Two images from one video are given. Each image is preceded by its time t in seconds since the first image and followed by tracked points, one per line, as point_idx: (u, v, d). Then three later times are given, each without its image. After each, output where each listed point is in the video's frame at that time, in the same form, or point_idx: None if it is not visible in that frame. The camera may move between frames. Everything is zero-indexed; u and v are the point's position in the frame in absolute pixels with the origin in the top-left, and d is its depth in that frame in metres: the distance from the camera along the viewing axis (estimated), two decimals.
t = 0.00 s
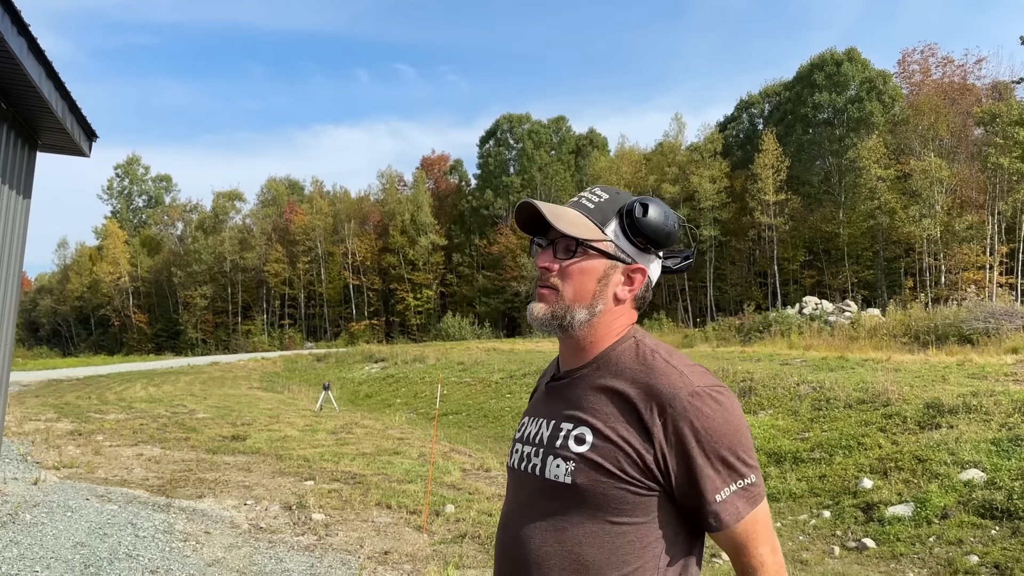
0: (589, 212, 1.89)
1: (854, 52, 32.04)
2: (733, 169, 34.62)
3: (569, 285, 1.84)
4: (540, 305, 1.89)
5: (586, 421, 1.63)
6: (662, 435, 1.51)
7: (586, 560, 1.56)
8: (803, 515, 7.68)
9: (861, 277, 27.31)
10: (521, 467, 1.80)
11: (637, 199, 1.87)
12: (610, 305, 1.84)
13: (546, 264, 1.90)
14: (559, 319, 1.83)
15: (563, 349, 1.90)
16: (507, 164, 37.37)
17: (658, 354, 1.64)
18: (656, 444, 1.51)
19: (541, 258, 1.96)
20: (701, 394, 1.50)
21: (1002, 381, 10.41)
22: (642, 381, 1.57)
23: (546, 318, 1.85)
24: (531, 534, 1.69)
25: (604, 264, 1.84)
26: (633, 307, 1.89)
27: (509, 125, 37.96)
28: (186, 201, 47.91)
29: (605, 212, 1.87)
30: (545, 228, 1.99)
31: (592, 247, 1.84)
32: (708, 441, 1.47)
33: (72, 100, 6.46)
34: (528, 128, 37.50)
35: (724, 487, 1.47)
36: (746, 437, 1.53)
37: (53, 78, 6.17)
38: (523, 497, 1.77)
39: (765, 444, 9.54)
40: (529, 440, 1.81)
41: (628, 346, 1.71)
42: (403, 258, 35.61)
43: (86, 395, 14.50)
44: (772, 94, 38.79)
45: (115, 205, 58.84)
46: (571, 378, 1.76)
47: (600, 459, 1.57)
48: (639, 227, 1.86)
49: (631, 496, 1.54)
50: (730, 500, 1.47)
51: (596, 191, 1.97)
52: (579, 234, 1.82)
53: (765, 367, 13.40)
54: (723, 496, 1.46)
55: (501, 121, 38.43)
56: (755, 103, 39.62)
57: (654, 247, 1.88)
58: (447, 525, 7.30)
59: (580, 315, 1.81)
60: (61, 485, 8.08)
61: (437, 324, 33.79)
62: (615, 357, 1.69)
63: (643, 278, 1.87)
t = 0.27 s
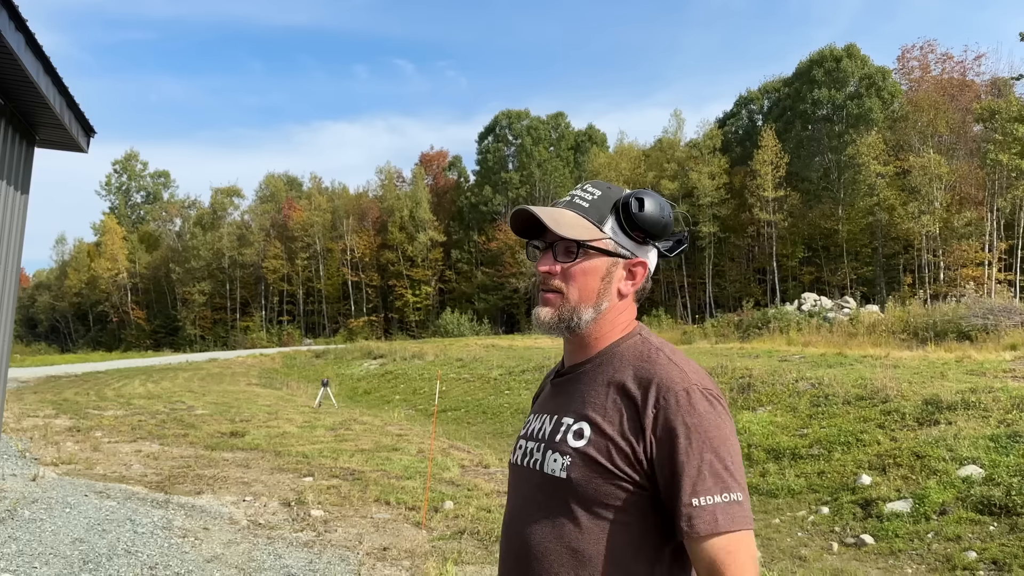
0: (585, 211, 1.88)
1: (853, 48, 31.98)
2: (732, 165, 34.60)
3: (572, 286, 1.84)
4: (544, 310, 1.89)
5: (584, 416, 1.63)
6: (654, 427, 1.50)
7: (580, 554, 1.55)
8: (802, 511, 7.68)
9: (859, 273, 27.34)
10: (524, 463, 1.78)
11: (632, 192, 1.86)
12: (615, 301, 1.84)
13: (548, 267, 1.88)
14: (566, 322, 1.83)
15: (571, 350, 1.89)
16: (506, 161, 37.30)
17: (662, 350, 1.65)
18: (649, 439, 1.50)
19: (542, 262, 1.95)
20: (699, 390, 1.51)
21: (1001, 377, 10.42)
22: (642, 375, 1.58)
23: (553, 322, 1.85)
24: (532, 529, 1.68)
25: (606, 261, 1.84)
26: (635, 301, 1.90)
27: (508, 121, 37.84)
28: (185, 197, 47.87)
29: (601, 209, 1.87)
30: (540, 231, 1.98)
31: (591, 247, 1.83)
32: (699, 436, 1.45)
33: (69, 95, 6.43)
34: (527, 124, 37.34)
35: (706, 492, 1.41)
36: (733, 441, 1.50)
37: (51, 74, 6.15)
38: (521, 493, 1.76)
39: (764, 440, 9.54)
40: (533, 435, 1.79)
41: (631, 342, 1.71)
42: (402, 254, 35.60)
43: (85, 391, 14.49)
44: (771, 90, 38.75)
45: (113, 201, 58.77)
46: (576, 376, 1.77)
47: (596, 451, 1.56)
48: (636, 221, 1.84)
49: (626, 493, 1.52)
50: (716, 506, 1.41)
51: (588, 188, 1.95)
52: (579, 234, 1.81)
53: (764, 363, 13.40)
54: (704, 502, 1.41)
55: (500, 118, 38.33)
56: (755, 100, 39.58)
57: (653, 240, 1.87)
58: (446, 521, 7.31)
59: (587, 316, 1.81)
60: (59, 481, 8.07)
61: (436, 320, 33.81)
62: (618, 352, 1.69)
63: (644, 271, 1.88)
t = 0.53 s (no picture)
0: (604, 210, 1.93)
1: (852, 44, 31.91)
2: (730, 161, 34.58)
3: (596, 286, 1.90)
4: (568, 309, 1.96)
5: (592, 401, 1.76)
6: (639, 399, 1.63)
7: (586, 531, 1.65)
8: (799, 506, 7.70)
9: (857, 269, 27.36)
10: (536, 452, 1.89)
11: (651, 189, 1.90)
12: (637, 297, 1.92)
13: (571, 267, 1.94)
14: (590, 320, 1.90)
15: (592, 346, 1.97)
16: (504, 157, 37.23)
17: (674, 340, 1.81)
18: (629, 407, 1.62)
19: (562, 261, 2.00)
20: (689, 369, 1.66)
21: (998, 373, 10.43)
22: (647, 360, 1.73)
23: (577, 321, 1.92)
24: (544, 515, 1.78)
25: (628, 260, 1.91)
26: (652, 295, 1.98)
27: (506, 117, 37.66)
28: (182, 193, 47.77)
29: (620, 208, 1.91)
30: (559, 229, 2.03)
31: (613, 247, 1.89)
32: (672, 405, 1.56)
33: (66, 91, 6.41)
34: (526, 120, 36.98)
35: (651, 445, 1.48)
36: (711, 422, 1.60)
37: (47, 69, 6.12)
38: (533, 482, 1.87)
39: (762, 435, 9.55)
40: (545, 426, 1.90)
41: (647, 337, 1.83)
42: (400, 250, 35.57)
43: (82, 387, 14.48)
44: (770, 86, 38.71)
45: (110, 197, 58.65)
46: (595, 368, 1.87)
47: (600, 431, 1.70)
48: (655, 219, 1.90)
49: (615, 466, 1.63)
50: (648, 457, 1.47)
51: (605, 183, 1.98)
52: (600, 236, 1.86)
53: (762, 359, 13.41)
54: (629, 446, 1.48)
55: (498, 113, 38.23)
56: (753, 96, 39.53)
57: (671, 237, 1.94)
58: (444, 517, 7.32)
59: (611, 313, 1.89)
60: (57, 477, 8.07)
61: (434, 316, 33.80)
62: (638, 344, 1.82)
63: (665, 266, 1.95)
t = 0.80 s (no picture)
0: (603, 202, 1.91)
1: (849, 40, 31.90)
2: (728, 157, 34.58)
3: (590, 278, 1.88)
4: (561, 300, 1.93)
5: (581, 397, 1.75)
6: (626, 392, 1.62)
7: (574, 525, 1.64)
8: (796, 501, 7.71)
9: (855, 265, 27.41)
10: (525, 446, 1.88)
11: (652, 184, 1.89)
12: (630, 292, 1.91)
13: (566, 257, 1.92)
14: (581, 312, 1.89)
15: (583, 338, 1.95)
16: (502, 152, 37.15)
17: (664, 329, 1.80)
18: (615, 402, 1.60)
19: (558, 251, 1.98)
20: (678, 359, 1.64)
21: (995, 368, 10.46)
22: (636, 354, 1.71)
23: (568, 311, 1.90)
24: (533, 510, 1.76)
25: (624, 254, 1.88)
26: (648, 291, 1.97)
27: (504, 112, 37.56)
28: (180, 189, 47.70)
29: (619, 201, 1.90)
30: (557, 219, 2.01)
31: (610, 239, 1.88)
32: (657, 399, 1.54)
33: (62, 86, 6.39)
34: (523, 116, 37.03)
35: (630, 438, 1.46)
36: (699, 415, 1.57)
37: (43, 63, 6.10)
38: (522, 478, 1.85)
39: (759, 431, 9.56)
40: (536, 420, 1.89)
41: (640, 331, 1.81)
42: (398, 246, 35.60)
43: (80, 383, 14.48)
44: (767, 82, 38.72)
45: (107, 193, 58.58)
46: (587, 361, 1.84)
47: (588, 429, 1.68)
48: (654, 214, 1.90)
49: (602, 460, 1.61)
50: (628, 454, 1.45)
51: (607, 177, 1.98)
52: (597, 228, 1.85)
53: (759, 355, 13.43)
54: (611, 445, 1.46)
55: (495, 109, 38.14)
56: (751, 91, 39.54)
57: (669, 234, 1.93)
58: (442, 512, 7.33)
59: (602, 307, 1.88)
60: (54, 473, 8.05)
61: (432, 312, 33.84)
62: (632, 335, 1.80)
63: (661, 264, 1.93)
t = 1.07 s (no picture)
0: (572, 194, 1.85)
1: (847, 35, 31.89)
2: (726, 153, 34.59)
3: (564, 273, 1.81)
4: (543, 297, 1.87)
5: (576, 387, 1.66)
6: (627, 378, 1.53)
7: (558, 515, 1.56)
8: (793, 496, 7.73)
9: (852, 260, 27.46)
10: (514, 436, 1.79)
11: (616, 170, 1.79)
12: (610, 283, 1.80)
13: (541, 255, 1.87)
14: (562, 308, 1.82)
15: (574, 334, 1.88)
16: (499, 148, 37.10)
17: (661, 325, 1.70)
18: (617, 389, 1.51)
19: (537, 249, 1.93)
20: (681, 355, 1.55)
21: (991, 363, 10.49)
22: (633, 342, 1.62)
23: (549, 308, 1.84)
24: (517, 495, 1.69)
25: (597, 244, 1.79)
26: (636, 282, 1.84)
27: (502, 108, 37.51)
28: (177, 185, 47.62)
29: (587, 190, 1.82)
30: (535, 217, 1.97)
31: (579, 230, 1.79)
32: (659, 388, 1.45)
33: (58, 82, 6.37)
34: (521, 111, 37.00)
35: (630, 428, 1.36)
36: (698, 412, 1.49)
37: (39, 59, 6.07)
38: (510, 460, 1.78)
39: (756, 426, 9.57)
40: (526, 411, 1.80)
41: (627, 323, 1.71)
42: (396, 242, 35.63)
43: (77, 379, 14.47)
44: (765, 78, 38.69)
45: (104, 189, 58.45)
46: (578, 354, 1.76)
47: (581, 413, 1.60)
48: (622, 200, 1.78)
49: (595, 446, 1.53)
50: (635, 442, 1.35)
51: (577, 169, 1.90)
52: (562, 219, 1.79)
53: (756, 350, 13.45)
54: (619, 430, 1.36)
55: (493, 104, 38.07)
56: (748, 86, 39.51)
57: (643, 219, 1.79)
58: (439, 508, 7.33)
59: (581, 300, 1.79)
60: (51, 469, 8.05)
61: (429, 308, 33.88)
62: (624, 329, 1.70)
63: (640, 249, 1.78)
